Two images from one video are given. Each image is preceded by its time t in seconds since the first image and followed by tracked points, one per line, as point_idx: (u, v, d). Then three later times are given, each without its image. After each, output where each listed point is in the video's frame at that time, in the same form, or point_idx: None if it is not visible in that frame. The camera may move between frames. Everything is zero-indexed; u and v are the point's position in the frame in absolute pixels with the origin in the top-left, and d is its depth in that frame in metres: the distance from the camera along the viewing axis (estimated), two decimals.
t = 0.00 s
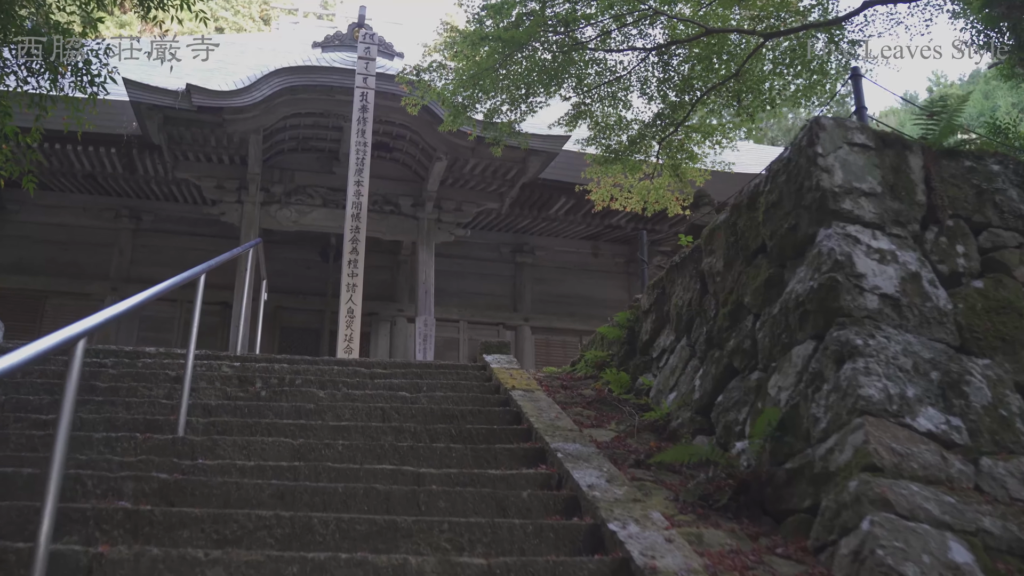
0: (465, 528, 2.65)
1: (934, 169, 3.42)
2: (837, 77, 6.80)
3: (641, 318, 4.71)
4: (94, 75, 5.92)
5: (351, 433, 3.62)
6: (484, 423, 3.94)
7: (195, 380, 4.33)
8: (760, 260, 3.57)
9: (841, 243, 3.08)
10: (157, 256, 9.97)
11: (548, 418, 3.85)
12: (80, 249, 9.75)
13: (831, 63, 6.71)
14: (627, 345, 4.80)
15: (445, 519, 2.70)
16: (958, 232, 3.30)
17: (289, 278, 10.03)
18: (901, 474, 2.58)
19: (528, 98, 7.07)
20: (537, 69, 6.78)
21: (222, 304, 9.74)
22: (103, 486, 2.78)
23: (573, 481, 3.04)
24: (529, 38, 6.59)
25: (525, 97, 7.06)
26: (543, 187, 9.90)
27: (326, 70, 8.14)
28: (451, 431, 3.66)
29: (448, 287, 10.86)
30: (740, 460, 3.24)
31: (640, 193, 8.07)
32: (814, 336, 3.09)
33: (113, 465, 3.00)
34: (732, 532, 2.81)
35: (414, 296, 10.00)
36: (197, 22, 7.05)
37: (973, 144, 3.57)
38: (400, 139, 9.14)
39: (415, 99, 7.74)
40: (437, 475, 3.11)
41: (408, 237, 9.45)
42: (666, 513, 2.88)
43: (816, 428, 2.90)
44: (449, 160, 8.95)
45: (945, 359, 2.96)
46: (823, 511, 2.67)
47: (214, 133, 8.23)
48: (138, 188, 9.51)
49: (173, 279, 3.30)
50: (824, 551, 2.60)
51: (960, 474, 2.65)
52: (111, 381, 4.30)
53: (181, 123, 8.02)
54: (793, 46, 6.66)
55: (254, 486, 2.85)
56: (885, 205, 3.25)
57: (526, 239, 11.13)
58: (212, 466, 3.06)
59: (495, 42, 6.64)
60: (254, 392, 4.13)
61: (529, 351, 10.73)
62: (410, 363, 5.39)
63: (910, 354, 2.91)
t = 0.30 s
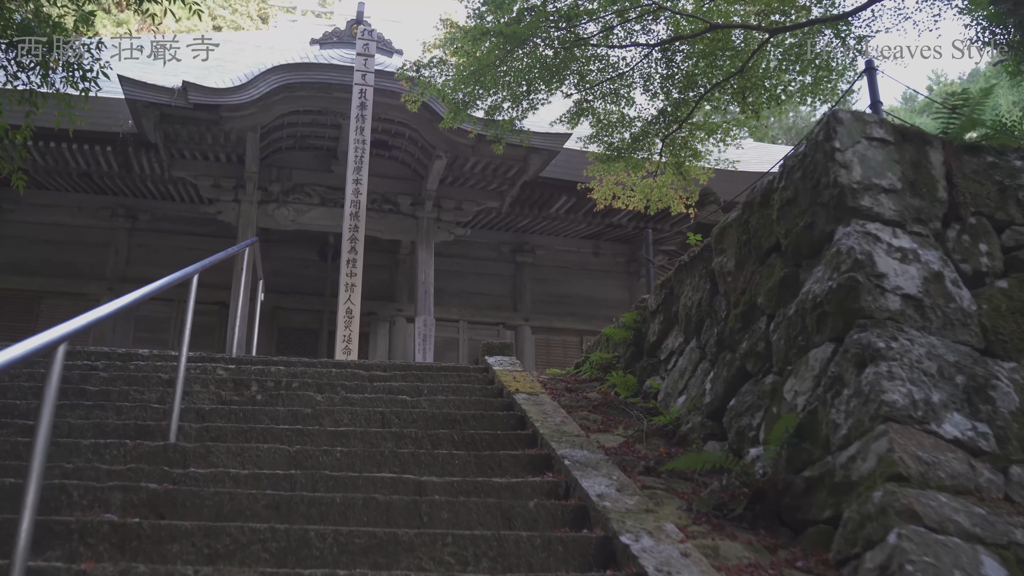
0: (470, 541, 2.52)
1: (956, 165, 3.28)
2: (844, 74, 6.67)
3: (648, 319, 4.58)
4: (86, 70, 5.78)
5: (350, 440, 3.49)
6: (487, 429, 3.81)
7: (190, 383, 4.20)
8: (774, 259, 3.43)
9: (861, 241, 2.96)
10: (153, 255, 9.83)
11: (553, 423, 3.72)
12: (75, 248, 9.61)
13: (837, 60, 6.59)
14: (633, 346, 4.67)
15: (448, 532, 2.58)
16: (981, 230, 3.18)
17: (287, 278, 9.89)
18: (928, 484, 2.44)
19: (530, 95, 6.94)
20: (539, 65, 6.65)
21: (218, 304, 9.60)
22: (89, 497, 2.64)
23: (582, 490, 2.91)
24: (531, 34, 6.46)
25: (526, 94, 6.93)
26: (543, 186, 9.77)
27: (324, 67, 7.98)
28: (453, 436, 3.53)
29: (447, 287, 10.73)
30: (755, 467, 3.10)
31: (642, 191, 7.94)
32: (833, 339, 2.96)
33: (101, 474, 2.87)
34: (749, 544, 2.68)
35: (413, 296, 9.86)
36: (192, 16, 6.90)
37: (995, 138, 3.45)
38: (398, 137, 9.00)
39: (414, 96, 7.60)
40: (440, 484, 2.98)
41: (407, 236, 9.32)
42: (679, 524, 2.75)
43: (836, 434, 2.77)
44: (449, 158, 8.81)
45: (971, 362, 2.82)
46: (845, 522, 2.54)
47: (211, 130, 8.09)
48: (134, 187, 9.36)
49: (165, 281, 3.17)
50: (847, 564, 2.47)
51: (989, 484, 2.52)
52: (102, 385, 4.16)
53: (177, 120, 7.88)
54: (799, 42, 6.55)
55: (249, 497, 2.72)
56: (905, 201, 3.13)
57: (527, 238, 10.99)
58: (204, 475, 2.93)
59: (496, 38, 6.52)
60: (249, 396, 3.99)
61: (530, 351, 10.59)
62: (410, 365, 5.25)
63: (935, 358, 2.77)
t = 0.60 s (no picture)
0: (472, 570, 2.38)
1: (978, 171, 3.16)
2: (849, 76, 6.55)
3: (654, 328, 4.44)
4: (77, 69, 5.63)
5: (346, 456, 3.35)
6: (489, 444, 3.67)
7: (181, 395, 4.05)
8: (789, 269, 3.30)
9: (882, 251, 2.82)
10: (148, 258, 9.67)
11: (558, 438, 3.58)
12: (68, 251, 9.45)
13: (843, 61, 6.47)
14: (638, 356, 4.53)
15: (449, 559, 2.44)
16: (1005, 240, 3.04)
17: (284, 281, 9.75)
18: (957, 511, 2.29)
19: (531, 97, 6.81)
20: (540, 66, 6.53)
21: (214, 307, 9.45)
22: (71, 522, 2.50)
23: (589, 513, 2.77)
24: (532, 34, 6.33)
25: (527, 96, 6.80)
26: (544, 188, 9.64)
27: (323, 67, 7.85)
28: (454, 453, 3.39)
29: (447, 290, 10.59)
30: (769, 487, 2.96)
31: (645, 194, 7.80)
32: (853, 354, 2.82)
33: (85, 495, 2.73)
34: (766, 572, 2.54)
35: (412, 300, 9.72)
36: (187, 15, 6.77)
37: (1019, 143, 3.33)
38: (397, 139, 8.86)
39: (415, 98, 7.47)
40: (440, 506, 2.84)
41: (406, 239, 9.18)
42: (692, 550, 2.61)
43: (857, 455, 2.63)
44: (449, 160, 8.67)
45: (998, 379, 2.68)
46: (869, 551, 2.39)
47: (207, 132, 7.95)
48: (129, 189, 9.22)
49: (145, 297, 3.03)
50: None
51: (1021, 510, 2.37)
52: (90, 397, 4.02)
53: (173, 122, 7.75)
54: (804, 43, 6.42)
55: (239, 521, 2.58)
56: (927, 209, 3.00)
57: (527, 241, 10.86)
58: (193, 495, 2.79)
59: (497, 38, 6.39)
60: (243, 409, 3.85)
61: (530, 356, 10.47)
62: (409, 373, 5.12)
63: (961, 375, 2.63)
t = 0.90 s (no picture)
0: None
1: (1003, 167, 3.04)
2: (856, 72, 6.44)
3: (662, 329, 4.32)
4: (70, 65, 5.52)
5: (347, 461, 3.23)
6: (494, 449, 3.56)
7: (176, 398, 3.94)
8: (805, 267, 3.19)
9: (905, 249, 2.71)
10: (146, 257, 9.55)
11: (565, 442, 3.47)
12: (65, 250, 9.32)
13: (849, 58, 6.36)
14: (645, 357, 4.42)
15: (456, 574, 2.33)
16: None
17: (282, 280, 9.63)
18: (990, 521, 2.18)
19: (533, 93, 6.70)
20: (542, 62, 6.42)
21: (211, 307, 9.33)
22: (59, 534, 2.39)
23: (601, 522, 2.67)
24: (535, 29, 6.23)
25: (529, 92, 6.69)
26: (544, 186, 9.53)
27: (321, 63, 7.72)
28: (458, 458, 3.28)
29: (447, 289, 10.47)
30: (787, 494, 2.85)
31: (648, 192, 7.68)
32: (875, 356, 2.71)
33: (74, 504, 2.61)
34: None
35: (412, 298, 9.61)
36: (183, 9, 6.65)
37: None
38: (397, 136, 8.74)
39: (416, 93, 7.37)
40: (445, 515, 2.73)
41: (405, 237, 9.05)
42: (709, 561, 2.50)
43: (881, 462, 2.52)
44: (449, 158, 8.55)
45: None
46: (896, 562, 2.28)
47: (204, 129, 7.83)
48: (126, 187, 9.10)
49: (133, 300, 2.92)
50: None
51: None
52: (82, 400, 3.90)
53: (170, 119, 7.63)
54: (811, 39, 6.31)
55: (235, 533, 2.47)
56: (950, 205, 2.88)
57: (528, 240, 10.74)
58: (188, 504, 2.68)
59: (499, 33, 6.28)
60: (240, 412, 3.74)
61: (530, 356, 10.37)
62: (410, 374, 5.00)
63: (989, 378, 2.50)
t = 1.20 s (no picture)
0: None
1: None
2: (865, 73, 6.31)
3: (672, 337, 4.19)
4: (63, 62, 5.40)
5: (346, 476, 3.10)
6: (499, 463, 3.42)
7: (170, 407, 3.80)
8: (825, 275, 3.06)
9: (933, 258, 2.58)
10: (143, 259, 9.40)
11: (573, 456, 3.34)
12: (61, 251, 9.18)
13: (858, 58, 6.24)
14: (654, 366, 4.29)
15: None
16: None
17: (281, 281, 9.49)
18: None
19: (536, 93, 6.58)
20: (545, 62, 6.31)
21: (209, 309, 9.19)
22: (43, 558, 2.26)
23: (613, 544, 2.54)
24: (538, 28, 6.12)
25: (531, 92, 6.57)
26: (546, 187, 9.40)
27: (321, 63, 7.60)
28: (462, 473, 3.15)
29: (447, 291, 10.34)
30: (809, 514, 2.72)
31: (653, 194, 7.55)
32: (902, 369, 2.58)
33: (60, 525, 2.48)
34: None
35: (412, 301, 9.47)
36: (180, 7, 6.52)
37: None
38: (397, 137, 8.61)
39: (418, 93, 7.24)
40: (449, 535, 2.60)
41: (405, 239, 8.91)
42: None
43: (910, 483, 2.38)
44: (450, 159, 8.42)
45: None
46: None
47: (202, 129, 7.69)
48: (123, 188, 8.96)
49: (131, 304, 2.80)
50: None
51: None
52: (73, 410, 3.76)
53: (168, 119, 7.50)
54: (819, 39, 6.19)
55: (229, 556, 2.34)
56: (979, 212, 2.75)
57: (529, 241, 10.61)
58: (179, 525, 2.54)
59: (501, 32, 6.18)
60: (236, 424, 3.60)
61: (532, 359, 10.24)
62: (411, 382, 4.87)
63: None
